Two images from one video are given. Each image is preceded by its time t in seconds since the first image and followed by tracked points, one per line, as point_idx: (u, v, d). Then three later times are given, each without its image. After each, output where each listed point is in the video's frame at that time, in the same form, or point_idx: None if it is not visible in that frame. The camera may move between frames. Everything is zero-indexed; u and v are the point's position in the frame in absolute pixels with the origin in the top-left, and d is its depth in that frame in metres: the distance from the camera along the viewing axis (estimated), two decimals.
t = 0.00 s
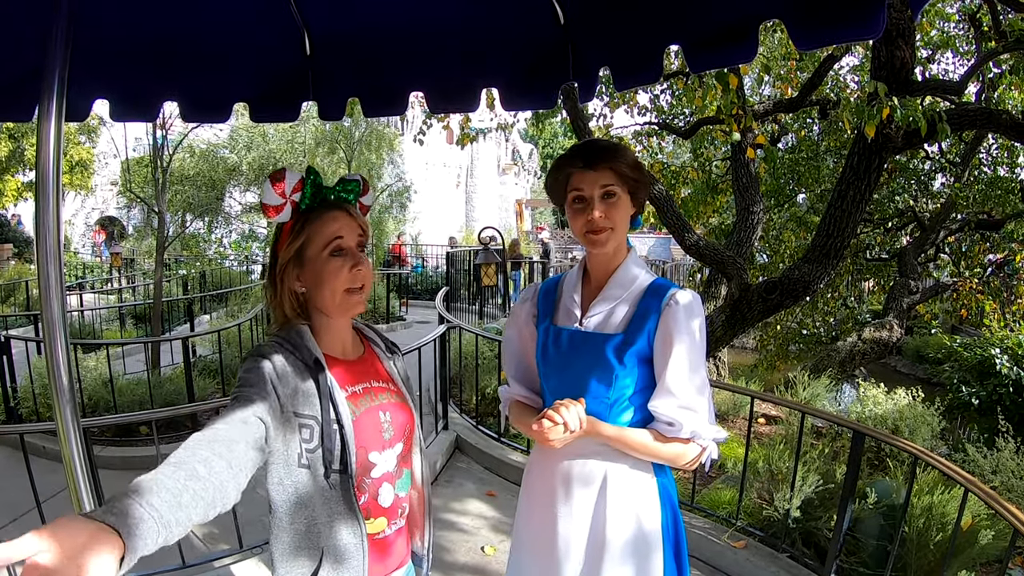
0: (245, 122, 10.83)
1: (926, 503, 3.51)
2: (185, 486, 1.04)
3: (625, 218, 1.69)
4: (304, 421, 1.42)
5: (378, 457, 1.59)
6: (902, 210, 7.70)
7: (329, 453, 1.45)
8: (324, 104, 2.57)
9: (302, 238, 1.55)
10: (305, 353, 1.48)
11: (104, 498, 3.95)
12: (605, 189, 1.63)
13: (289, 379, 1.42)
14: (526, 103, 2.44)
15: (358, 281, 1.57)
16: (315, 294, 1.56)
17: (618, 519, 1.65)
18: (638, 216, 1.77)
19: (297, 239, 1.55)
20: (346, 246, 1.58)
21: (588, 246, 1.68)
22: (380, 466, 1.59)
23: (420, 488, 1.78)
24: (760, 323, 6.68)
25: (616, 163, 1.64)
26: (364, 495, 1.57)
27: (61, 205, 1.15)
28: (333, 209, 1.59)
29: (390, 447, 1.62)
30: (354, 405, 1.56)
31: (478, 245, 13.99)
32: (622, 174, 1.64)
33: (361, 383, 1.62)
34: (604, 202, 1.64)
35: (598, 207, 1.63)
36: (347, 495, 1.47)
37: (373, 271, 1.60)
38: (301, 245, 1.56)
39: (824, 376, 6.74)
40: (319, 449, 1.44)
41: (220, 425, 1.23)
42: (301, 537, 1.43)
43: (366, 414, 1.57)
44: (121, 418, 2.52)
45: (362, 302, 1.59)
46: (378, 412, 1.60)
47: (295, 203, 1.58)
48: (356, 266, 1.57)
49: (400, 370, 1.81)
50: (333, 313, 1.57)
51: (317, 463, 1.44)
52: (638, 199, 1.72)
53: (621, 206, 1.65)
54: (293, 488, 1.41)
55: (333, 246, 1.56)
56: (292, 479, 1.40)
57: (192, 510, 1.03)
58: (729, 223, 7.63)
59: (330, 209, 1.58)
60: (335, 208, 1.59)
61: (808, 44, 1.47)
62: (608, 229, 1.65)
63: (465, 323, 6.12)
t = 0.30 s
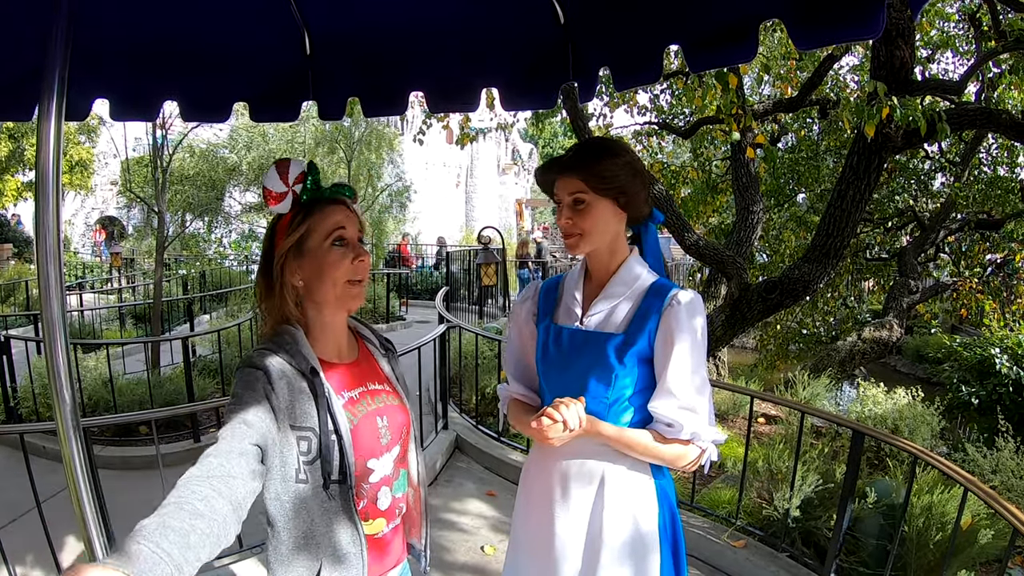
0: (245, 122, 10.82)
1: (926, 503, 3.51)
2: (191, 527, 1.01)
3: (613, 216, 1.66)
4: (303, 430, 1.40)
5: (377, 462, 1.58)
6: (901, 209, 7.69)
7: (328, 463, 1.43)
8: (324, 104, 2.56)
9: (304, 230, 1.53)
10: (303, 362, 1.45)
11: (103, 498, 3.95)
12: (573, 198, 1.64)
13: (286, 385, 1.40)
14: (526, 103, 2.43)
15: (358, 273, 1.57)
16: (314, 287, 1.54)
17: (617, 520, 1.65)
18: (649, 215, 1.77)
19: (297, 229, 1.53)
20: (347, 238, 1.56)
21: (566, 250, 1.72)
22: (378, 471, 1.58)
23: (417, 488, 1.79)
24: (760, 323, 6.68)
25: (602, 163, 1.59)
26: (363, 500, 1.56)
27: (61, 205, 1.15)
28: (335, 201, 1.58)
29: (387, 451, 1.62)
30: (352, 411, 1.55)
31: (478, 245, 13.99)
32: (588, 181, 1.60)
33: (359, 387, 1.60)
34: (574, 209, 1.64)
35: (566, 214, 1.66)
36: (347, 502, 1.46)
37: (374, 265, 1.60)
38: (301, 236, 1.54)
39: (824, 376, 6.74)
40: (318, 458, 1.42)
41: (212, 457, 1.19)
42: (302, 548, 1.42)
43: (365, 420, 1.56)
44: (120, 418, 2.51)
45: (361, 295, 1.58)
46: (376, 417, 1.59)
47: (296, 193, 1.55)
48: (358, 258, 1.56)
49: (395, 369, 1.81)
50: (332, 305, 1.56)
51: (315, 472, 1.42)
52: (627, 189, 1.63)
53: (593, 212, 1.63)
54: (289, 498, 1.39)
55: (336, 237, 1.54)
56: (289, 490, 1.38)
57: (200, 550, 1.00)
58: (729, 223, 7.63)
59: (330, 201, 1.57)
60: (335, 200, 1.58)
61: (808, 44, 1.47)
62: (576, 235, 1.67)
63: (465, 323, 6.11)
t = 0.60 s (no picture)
0: (245, 122, 10.83)
1: (925, 503, 3.51)
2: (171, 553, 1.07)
3: (609, 216, 1.66)
4: (306, 437, 1.37)
5: (374, 466, 1.58)
6: (900, 210, 7.70)
7: (330, 469, 1.42)
8: (324, 104, 2.56)
9: (300, 231, 1.51)
10: (301, 366, 1.44)
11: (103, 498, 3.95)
12: (570, 200, 1.64)
13: (285, 389, 1.37)
14: (526, 103, 2.42)
15: (357, 271, 1.59)
16: (315, 286, 1.54)
17: (612, 520, 1.65)
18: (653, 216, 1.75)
19: (294, 232, 1.51)
20: (345, 237, 1.57)
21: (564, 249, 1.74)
22: (375, 475, 1.58)
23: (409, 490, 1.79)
24: (760, 323, 6.68)
25: (599, 165, 1.59)
26: (361, 503, 1.54)
27: (62, 204, 1.15)
28: (327, 201, 1.57)
29: (383, 455, 1.62)
30: (350, 414, 1.55)
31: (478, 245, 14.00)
32: (581, 184, 1.61)
33: (352, 390, 1.61)
34: (570, 210, 1.65)
35: (563, 214, 1.67)
36: (351, 506, 1.46)
37: (370, 262, 1.62)
38: (298, 238, 1.51)
39: (824, 376, 6.74)
40: (319, 464, 1.40)
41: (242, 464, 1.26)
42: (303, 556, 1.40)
43: (362, 424, 1.56)
44: (120, 418, 2.51)
45: (362, 291, 1.61)
46: (372, 420, 1.60)
47: (288, 194, 1.52)
48: (356, 255, 1.57)
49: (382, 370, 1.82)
50: (334, 304, 1.57)
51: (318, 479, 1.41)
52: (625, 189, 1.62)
53: (590, 215, 1.64)
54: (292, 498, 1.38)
55: (333, 236, 1.54)
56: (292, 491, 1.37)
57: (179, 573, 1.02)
58: (728, 223, 7.63)
59: (323, 202, 1.56)
60: (325, 199, 1.57)
61: (806, 45, 1.47)
62: (571, 236, 1.68)
63: (465, 323, 6.12)
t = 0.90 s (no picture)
0: (245, 122, 10.82)
1: (924, 504, 3.51)
2: None
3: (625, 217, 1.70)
4: (295, 439, 1.38)
5: (362, 463, 1.59)
6: (900, 210, 7.71)
7: (318, 470, 1.42)
8: (324, 105, 2.55)
9: (294, 232, 1.48)
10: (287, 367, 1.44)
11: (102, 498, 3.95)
12: (598, 190, 1.64)
13: (279, 393, 1.38)
14: (525, 104, 2.41)
15: (340, 281, 1.57)
16: (297, 290, 1.52)
17: (612, 521, 1.65)
18: (642, 219, 1.79)
19: (285, 231, 1.48)
20: (335, 243, 1.56)
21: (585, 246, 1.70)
22: (365, 471, 1.59)
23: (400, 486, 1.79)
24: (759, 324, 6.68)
25: (615, 160, 1.64)
26: (353, 501, 1.57)
27: (60, 204, 1.15)
28: (321, 205, 1.57)
29: (371, 450, 1.62)
30: (334, 412, 1.56)
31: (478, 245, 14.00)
32: (611, 173, 1.64)
33: (330, 388, 1.60)
34: (597, 201, 1.64)
35: (590, 207, 1.64)
36: (342, 505, 1.46)
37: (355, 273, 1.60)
38: (288, 239, 1.48)
39: (823, 377, 6.74)
40: (309, 466, 1.40)
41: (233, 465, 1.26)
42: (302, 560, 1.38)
43: (346, 421, 1.57)
44: (119, 418, 2.51)
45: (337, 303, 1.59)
46: (355, 416, 1.60)
47: (289, 193, 1.51)
48: (343, 267, 1.56)
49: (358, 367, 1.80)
50: (312, 309, 1.56)
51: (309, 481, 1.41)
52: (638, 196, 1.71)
53: (615, 207, 1.66)
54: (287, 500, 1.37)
55: (326, 243, 1.53)
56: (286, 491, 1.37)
57: None
58: (728, 224, 7.63)
59: (317, 206, 1.55)
60: (324, 206, 1.57)
61: (806, 46, 1.47)
62: (597, 227, 1.66)
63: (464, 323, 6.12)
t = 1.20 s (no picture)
0: (244, 123, 10.82)
1: (924, 506, 3.52)
2: None
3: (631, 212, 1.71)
4: (292, 439, 1.38)
5: (355, 464, 1.58)
6: (899, 211, 7.72)
7: (314, 471, 1.42)
8: (323, 106, 2.55)
9: (290, 234, 1.49)
10: (285, 368, 1.44)
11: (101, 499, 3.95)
12: (604, 190, 1.64)
13: (278, 394, 1.38)
14: (525, 105, 2.40)
15: (339, 282, 1.56)
16: (296, 291, 1.52)
17: (611, 522, 1.65)
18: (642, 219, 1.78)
19: (281, 234, 1.49)
20: (332, 244, 1.56)
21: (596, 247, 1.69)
22: (357, 472, 1.59)
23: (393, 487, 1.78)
24: (758, 325, 6.68)
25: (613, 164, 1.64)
26: (346, 501, 1.57)
27: (59, 205, 1.15)
28: (318, 207, 1.56)
29: (364, 451, 1.62)
30: (329, 414, 1.56)
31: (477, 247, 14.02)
32: (615, 171, 1.64)
33: (325, 391, 1.60)
34: (604, 202, 1.64)
35: (597, 208, 1.64)
36: (336, 505, 1.45)
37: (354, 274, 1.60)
38: (284, 241, 1.49)
39: (823, 378, 6.74)
40: (305, 467, 1.40)
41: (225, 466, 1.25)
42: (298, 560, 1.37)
43: (341, 424, 1.57)
44: (119, 419, 2.51)
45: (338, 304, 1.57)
46: (349, 419, 1.60)
47: (282, 195, 1.51)
48: (341, 266, 1.56)
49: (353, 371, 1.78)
50: (311, 311, 1.55)
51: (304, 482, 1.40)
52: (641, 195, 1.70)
53: (620, 206, 1.65)
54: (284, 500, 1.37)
55: (322, 244, 1.53)
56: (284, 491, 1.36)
57: None
58: (728, 225, 7.63)
59: (314, 208, 1.55)
60: (320, 207, 1.57)
61: (805, 48, 1.47)
62: (607, 227, 1.66)
63: (464, 325, 6.13)
